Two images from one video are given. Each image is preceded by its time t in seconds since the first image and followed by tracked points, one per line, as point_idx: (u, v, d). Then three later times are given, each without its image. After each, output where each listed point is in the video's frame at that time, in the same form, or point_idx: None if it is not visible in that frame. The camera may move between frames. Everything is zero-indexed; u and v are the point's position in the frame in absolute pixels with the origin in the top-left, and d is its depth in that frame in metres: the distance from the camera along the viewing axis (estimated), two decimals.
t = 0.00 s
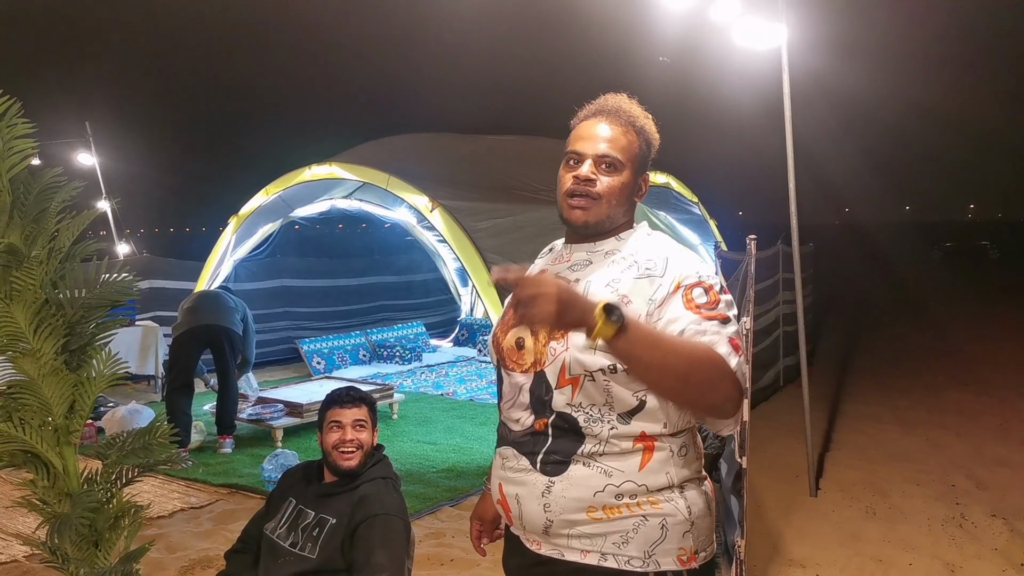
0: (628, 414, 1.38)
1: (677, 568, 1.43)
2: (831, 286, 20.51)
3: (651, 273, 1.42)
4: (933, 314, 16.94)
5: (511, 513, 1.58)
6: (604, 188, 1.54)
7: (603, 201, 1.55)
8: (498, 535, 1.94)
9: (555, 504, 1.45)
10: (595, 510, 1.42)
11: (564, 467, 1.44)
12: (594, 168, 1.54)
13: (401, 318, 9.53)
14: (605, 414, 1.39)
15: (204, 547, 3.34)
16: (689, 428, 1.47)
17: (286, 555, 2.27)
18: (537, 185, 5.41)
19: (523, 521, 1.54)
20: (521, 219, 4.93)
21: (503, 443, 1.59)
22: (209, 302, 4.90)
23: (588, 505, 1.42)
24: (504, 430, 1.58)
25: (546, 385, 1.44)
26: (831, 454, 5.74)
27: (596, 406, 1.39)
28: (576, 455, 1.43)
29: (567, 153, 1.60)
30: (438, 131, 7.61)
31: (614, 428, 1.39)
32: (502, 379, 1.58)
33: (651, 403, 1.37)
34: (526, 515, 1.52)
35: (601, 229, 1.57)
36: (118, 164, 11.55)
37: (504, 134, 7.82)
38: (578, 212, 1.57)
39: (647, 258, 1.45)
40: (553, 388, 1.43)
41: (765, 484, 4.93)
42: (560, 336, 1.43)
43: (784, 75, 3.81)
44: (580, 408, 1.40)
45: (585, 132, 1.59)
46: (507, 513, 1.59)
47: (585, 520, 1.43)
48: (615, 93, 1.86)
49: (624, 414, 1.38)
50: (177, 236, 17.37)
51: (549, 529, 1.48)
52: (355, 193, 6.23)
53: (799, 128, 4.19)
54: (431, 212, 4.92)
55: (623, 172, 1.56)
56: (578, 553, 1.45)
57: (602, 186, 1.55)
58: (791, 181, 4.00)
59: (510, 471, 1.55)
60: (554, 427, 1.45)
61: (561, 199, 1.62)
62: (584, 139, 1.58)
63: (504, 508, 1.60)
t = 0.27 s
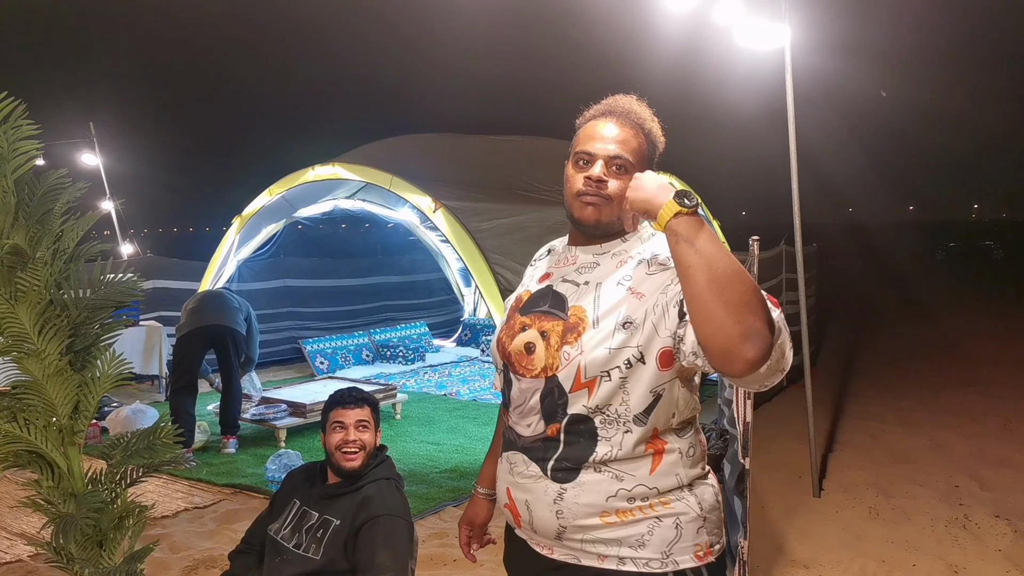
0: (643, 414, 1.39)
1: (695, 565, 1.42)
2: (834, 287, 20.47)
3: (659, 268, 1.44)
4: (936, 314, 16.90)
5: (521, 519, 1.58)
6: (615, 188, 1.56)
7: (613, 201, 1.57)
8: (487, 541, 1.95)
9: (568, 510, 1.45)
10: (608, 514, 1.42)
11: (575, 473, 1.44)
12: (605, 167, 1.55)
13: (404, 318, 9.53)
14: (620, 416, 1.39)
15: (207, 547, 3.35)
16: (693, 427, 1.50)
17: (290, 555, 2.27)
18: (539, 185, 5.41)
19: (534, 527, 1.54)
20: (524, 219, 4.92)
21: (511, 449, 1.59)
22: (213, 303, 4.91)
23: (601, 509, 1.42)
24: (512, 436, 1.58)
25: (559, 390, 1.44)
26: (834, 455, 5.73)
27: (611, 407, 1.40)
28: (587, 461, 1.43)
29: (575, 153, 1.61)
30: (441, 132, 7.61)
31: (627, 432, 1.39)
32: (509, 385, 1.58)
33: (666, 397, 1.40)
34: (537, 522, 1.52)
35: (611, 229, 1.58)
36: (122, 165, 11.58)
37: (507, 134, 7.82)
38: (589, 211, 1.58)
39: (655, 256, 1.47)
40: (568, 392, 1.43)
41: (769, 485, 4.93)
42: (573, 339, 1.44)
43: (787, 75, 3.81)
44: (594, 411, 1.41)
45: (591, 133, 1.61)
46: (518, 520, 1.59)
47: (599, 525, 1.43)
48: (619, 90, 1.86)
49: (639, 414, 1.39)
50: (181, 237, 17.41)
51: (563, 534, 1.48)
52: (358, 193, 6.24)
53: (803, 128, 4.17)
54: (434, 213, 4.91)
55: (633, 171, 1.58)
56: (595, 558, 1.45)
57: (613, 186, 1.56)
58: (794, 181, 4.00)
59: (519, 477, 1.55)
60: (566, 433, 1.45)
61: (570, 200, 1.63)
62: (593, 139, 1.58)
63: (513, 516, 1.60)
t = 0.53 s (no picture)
0: (660, 402, 1.41)
1: (712, 563, 1.44)
2: (836, 287, 20.46)
3: (671, 260, 1.46)
4: (939, 315, 16.86)
5: (536, 524, 1.57)
6: (623, 192, 1.54)
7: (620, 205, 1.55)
8: (476, 549, 1.95)
9: (589, 512, 1.45)
10: (630, 514, 1.43)
11: (596, 473, 1.44)
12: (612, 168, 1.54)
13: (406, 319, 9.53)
14: (641, 411, 1.40)
15: (211, 548, 3.35)
16: (707, 425, 1.52)
17: (293, 557, 2.28)
18: (542, 185, 5.41)
19: (552, 531, 1.53)
20: (526, 219, 4.91)
21: (525, 452, 1.58)
22: (216, 303, 4.92)
23: (623, 509, 1.42)
24: (525, 440, 1.58)
25: (577, 390, 1.45)
26: (837, 456, 5.72)
27: (632, 403, 1.41)
28: (609, 459, 1.43)
29: (583, 156, 1.60)
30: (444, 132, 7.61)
31: (647, 425, 1.41)
32: (522, 391, 1.58)
33: (682, 387, 1.43)
34: (556, 525, 1.51)
35: (620, 233, 1.57)
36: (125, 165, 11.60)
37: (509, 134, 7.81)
38: (596, 215, 1.56)
39: (664, 250, 1.49)
40: (587, 392, 1.44)
41: (771, 486, 4.92)
42: (589, 340, 1.45)
43: (790, 76, 3.80)
44: (614, 408, 1.41)
45: (602, 134, 1.58)
46: (532, 525, 1.58)
47: (620, 525, 1.43)
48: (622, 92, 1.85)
49: (657, 404, 1.41)
50: (183, 237, 17.45)
51: (582, 537, 1.47)
52: (361, 193, 6.24)
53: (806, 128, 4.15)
54: (436, 214, 4.90)
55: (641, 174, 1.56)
56: (617, 559, 1.45)
57: (621, 189, 1.55)
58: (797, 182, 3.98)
59: (536, 481, 1.55)
60: (586, 432, 1.45)
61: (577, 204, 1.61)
62: (600, 143, 1.57)
63: (528, 522, 1.59)
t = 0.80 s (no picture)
0: (662, 400, 1.42)
1: (707, 567, 1.44)
2: (839, 287, 20.42)
3: (677, 259, 1.46)
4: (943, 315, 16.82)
5: (536, 523, 1.57)
6: (626, 195, 1.54)
7: (624, 207, 1.55)
8: (488, 555, 1.96)
9: (586, 511, 1.45)
10: (626, 515, 1.43)
11: (595, 472, 1.45)
12: (616, 172, 1.54)
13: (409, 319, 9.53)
14: (641, 408, 1.41)
15: (215, 548, 3.36)
16: (709, 428, 1.52)
17: (297, 556, 2.28)
18: (545, 185, 5.40)
19: (549, 530, 1.53)
20: (529, 220, 4.91)
21: (527, 451, 1.58)
22: (220, 303, 4.93)
23: (620, 509, 1.43)
24: (528, 438, 1.58)
25: (581, 389, 1.45)
26: (840, 456, 5.71)
27: (633, 401, 1.41)
28: (608, 458, 1.43)
29: (586, 160, 1.60)
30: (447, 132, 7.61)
31: (647, 423, 1.41)
32: (526, 391, 1.58)
33: (685, 385, 1.42)
34: (553, 523, 1.51)
35: (623, 235, 1.56)
36: (129, 165, 11.62)
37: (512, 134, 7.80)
38: (601, 217, 1.55)
39: (668, 249, 1.49)
40: (590, 390, 1.44)
41: (774, 486, 4.92)
42: (594, 339, 1.45)
43: (793, 76, 3.79)
44: (616, 406, 1.42)
45: (605, 138, 1.59)
46: (531, 524, 1.58)
47: (616, 525, 1.44)
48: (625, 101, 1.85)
49: (659, 402, 1.42)
50: (186, 238, 17.48)
51: (579, 536, 1.48)
52: (364, 193, 6.24)
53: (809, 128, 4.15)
54: (439, 214, 4.90)
55: (644, 177, 1.56)
56: (612, 559, 1.45)
57: (625, 191, 1.55)
58: (800, 182, 3.98)
59: (536, 480, 1.55)
60: (586, 430, 1.45)
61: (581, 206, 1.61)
62: (603, 146, 1.58)
63: (527, 520, 1.59)
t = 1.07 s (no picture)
0: (651, 414, 1.41)
1: None
2: (841, 288, 20.40)
3: (670, 270, 1.45)
4: (945, 317, 16.81)
5: (529, 528, 1.58)
6: (597, 204, 1.53)
7: (600, 216, 1.55)
8: (495, 556, 1.96)
9: (572, 519, 1.45)
10: (612, 524, 1.43)
11: (583, 480, 1.45)
12: (590, 183, 1.55)
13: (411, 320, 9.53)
14: (630, 420, 1.41)
15: (217, 550, 3.37)
16: (703, 440, 1.50)
17: (297, 559, 2.28)
18: (546, 188, 5.41)
19: (539, 535, 1.54)
20: (531, 222, 4.92)
21: (522, 457, 1.59)
22: (222, 306, 4.93)
23: (606, 518, 1.43)
24: (522, 444, 1.59)
25: (570, 397, 1.46)
26: (841, 459, 5.70)
27: (620, 412, 1.41)
28: (596, 467, 1.44)
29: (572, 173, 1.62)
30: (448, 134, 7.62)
31: (635, 435, 1.41)
32: (523, 396, 1.60)
33: (676, 399, 1.42)
34: (543, 529, 1.52)
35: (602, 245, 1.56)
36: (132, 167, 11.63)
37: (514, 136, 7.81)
38: (578, 228, 1.57)
39: (662, 260, 1.48)
40: (579, 398, 1.44)
41: (775, 489, 4.92)
42: (583, 347, 1.45)
43: (795, 79, 3.80)
44: (605, 416, 1.42)
45: (589, 150, 1.60)
46: (524, 527, 1.59)
47: (603, 533, 1.44)
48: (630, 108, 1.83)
49: (648, 415, 1.41)
50: (189, 239, 17.53)
51: (566, 542, 1.48)
52: (365, 195, 6.25)
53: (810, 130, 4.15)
54: (441, 216, 4.90)
55: (621, 185, 1.53)
56: (598, 567, 1.46)
57: (600, 200, 1.53)
58: (801, 185, 3.98)
59: (528, 485, 1.55)
60: (576, 439, 1.45)
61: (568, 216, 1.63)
62: (584, 159, 1.59)
63: (521, 523, 1.60)
